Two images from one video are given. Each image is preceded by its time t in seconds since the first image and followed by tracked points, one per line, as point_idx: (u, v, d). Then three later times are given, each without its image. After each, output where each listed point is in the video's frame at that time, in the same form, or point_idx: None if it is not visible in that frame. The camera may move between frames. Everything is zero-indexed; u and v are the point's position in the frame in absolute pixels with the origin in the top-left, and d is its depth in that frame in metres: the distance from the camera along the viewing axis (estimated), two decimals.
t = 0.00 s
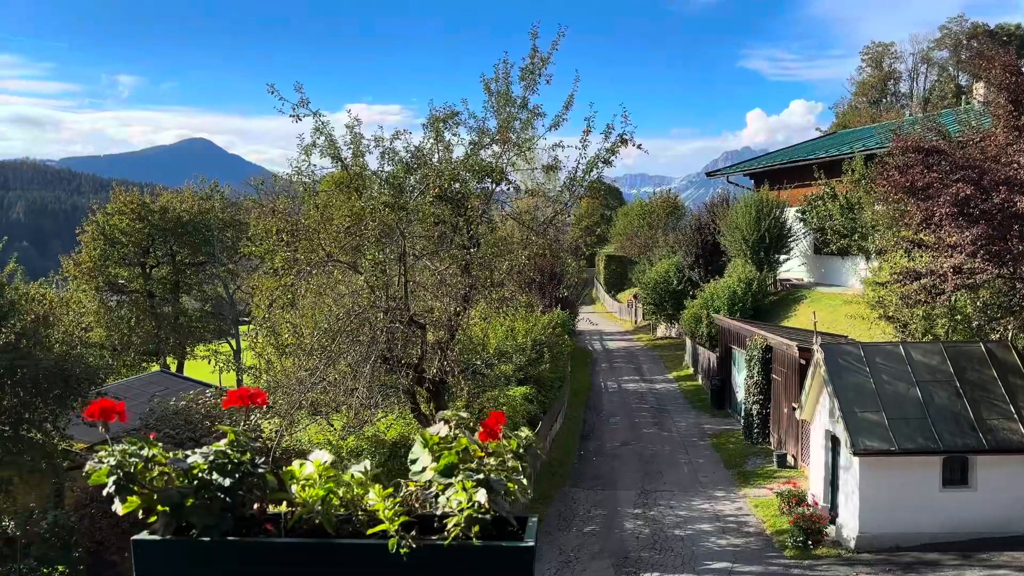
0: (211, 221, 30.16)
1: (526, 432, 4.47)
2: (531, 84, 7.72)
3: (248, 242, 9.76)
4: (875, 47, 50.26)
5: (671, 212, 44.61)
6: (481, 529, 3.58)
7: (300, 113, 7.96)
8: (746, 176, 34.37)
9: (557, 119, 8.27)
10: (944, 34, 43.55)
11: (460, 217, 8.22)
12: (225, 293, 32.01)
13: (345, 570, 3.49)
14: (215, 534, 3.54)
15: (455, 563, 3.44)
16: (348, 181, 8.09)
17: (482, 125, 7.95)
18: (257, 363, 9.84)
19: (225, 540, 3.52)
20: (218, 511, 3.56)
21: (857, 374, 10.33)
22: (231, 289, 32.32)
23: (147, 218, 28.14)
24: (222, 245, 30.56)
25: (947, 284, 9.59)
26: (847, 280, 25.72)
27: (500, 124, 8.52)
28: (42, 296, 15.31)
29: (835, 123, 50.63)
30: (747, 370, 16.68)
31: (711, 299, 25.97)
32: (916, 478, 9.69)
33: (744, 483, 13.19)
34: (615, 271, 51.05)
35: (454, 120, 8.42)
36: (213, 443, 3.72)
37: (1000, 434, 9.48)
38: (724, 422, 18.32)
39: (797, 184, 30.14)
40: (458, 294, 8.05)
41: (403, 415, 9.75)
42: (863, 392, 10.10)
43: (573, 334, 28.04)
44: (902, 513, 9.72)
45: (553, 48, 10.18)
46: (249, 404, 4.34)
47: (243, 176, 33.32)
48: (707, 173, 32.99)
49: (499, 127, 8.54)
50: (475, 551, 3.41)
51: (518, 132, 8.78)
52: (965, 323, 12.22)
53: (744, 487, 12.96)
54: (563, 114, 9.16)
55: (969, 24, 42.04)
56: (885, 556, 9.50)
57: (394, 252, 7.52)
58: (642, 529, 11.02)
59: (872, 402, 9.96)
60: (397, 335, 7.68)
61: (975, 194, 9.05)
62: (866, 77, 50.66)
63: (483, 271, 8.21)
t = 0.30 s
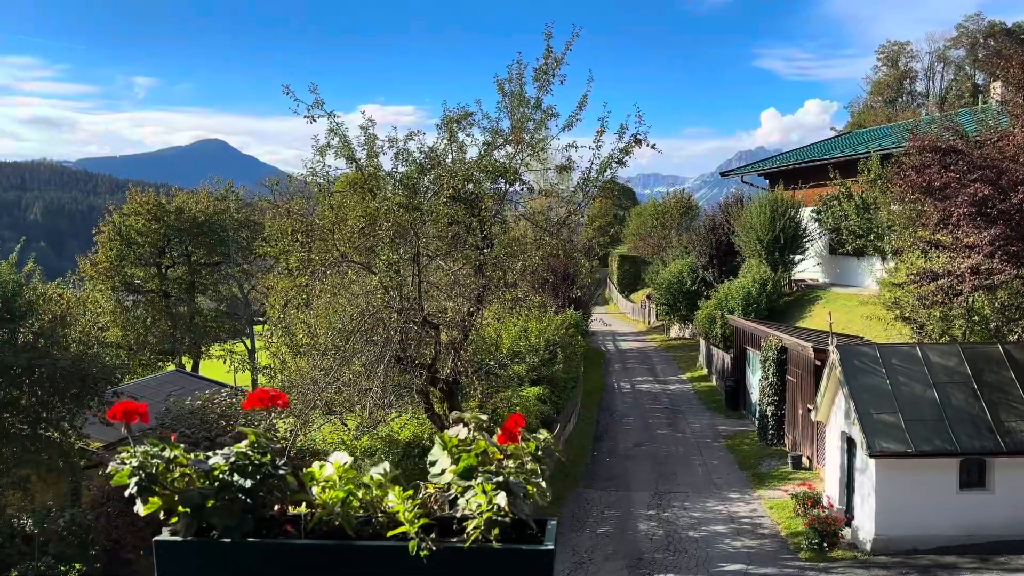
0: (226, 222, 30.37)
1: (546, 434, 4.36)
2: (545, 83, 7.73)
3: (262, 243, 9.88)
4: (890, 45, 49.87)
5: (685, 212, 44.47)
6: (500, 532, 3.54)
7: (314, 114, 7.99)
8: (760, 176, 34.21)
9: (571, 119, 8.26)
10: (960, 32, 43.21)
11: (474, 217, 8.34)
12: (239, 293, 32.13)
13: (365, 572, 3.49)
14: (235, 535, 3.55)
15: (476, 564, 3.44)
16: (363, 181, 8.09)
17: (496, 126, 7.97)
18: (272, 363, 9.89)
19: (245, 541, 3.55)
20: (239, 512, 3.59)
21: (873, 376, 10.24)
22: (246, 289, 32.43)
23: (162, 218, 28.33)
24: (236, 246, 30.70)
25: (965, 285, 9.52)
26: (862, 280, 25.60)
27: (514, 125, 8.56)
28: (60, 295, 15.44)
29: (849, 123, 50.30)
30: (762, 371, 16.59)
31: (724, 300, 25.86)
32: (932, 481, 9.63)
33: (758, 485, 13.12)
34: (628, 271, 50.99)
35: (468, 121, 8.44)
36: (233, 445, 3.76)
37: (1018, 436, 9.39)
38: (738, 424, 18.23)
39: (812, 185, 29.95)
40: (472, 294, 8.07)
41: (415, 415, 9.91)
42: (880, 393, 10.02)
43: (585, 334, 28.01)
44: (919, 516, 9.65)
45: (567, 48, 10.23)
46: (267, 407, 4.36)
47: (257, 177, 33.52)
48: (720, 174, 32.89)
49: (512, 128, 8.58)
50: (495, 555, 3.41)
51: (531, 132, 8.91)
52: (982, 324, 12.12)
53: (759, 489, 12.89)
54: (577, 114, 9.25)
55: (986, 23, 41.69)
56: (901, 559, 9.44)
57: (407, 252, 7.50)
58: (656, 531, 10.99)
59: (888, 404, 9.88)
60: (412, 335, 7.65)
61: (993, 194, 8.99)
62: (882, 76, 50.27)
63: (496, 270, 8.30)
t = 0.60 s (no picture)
0: (229, 222, 30.40)
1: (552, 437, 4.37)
2: (550, 84, 7.73)
3: (267, 244, 9.92)
4: (894, 45, 49.70)
5: (688, 213, 44.46)
6: (507, 535, 3.53)
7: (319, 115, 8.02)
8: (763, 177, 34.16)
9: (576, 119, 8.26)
10: (964, 33, 43.14)
11: (478, 217, 8.39)
12: (243, 294, 32.12)
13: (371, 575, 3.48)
14: (242, 538, 3.54)
15: (483, 569, 3.43)
16: (367, 181, 8.09)
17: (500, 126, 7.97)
18: (276, 364, 9.91)
19: (253, 544, 3.54)
20: (246, 514, 3.56)
21: (878, 378, 10.22)
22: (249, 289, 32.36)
23: (166, 218, 28.34)
24: (239, 246, 30.67)
25: (970, 286, 9.49)
26: (867, 280, 25.57)
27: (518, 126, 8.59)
28: (64, 295, 15.45)
29: (853, 124, 50.28)
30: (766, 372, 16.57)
31: (728, 300, 25.84)
32: (937, 484, 9.61)
33: (762, 486, 13.10)
34: (631, 272, 51.04)
35: (472, 121, 8.44)
36: (241, 447, 3.73)
37: None
38: (741, 424, 18.22)
39: (816, 185, 29.90)
40: (477, 294, 8.07)
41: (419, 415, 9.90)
42: (884, 395, 10.00)
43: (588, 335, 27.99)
44: (923, 518, 9.63)
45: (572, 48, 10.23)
46: (276, 409, 4.33)
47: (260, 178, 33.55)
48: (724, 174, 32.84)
49: (516, 129, 8.60)
50: (502, 558, 3.40)
51: (536, 132, 8.96)
52: (987, 326, 12.10)
53: (762, 490, 12.87)
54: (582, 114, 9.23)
55: (991, 23, 41.60)
56: (905, 561, 9.42)
57: (411, 252, 7.46)
58: (660, 532, 10.97)
59: (893, 406, 9.86)
60: (417, 336, 7.63)
61: (999, 195, 8.97)
62: (886, 77, 50.16)
63: (500, 271, 8.32)
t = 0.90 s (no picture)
0: (222, 223, 30.31)
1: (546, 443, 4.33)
2: (543, 85, 7.73)
3: (260, 244, 9.89)
4: (887, 48, 49.91)
5: (681, 214, 44.57)
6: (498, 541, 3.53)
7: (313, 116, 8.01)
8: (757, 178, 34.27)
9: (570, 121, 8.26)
10: (956, 35, 43.37)
11: (471, 219, 8.33)
12: (236, 294, 32.02)
13: None
14: (232, 545, 3.52)
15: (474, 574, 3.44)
16: (361, 183, 8.09)
17: (494, 127, 7.98)
18: (269, 365, 9.90)
19: (242, 551, 3.51)
20: (236, 521, 3.55)
21: (870, 379, 10.26)
22: (242, 290, 32.23)
23: (159, 219, 28.24)
24: (232, 247, 30.56)
25: (962, 288, 9.54)
26: (858, 282, 25.63)
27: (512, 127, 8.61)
28: (55, 296, 15.36)
29: (846, 125, 50.48)
30: (758, 373, 16.61)
31: (721, 302, 25.90)
32: (929, 485, 9.65)
33: (755, 487, 13.14)
34: (624, 273, 51.10)
35: (466, 122, 8.43)
36: (231, 453, 3.72)
37: (1015, 438, 9.41)
38: (734, 426, 18.26)
39: (808, 187, 30.03)
40: (470, 296, 8.03)
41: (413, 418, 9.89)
42: (877, 396, 10.04)
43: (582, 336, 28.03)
44: (916, 520, 9.66)
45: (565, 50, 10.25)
46: (266, 415, 4.33)
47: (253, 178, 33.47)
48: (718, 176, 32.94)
49: (510, 130, 8.63)
50: (493, 564, 3.41)
51: (530, 134, 8.96)
52: (978, 327, 12.16)
53: (755, 491, 12.90)
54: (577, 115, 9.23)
55: (982, 26, 41.83)
56: (897, 562, 9.45)
57: (405, 253, 7.42)
58: (653, 533, 10.99)
59: (885, 407, 9.90)
60: (410, 338, 7.57)
61: (990, 198, 9.04)
62: (878, 79, 50.38)
63: (494, 272, 8.31)
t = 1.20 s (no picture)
0: (205, 224, 30.07)
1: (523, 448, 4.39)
2: (529, 87, 7.73)
3: (243, 245, 9.80)
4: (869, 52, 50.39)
5: (666, 216, 44.74)
6: (476, 548, 3.52)
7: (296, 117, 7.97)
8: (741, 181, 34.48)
9: (554, 123, 8.26)
10: (937, 40, 43.90)
11: (456, 220, 8.29)
12: (219, 296, 31.79)
13: None
14: (207, 551, 3.52)
15: None
16: (345, 184, 8.06)
17: (478, 129, 7.98)
18: (252, 367, 9.84)
19: (215, 558, 3.51)
20: (210, 528, 3.54)
21: (851, 381, 10.34)
22: (225, 291, 31.98)
23: (140, 220, 27.95)
24: (215, 248, 30.30)
25: (942, 290, 9.65)
26: (840, 284, 25.87)
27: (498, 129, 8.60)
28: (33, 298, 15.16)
29: (829, 128, 50.90)
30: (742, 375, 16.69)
31: (705, 303, 25.99)
32: (911, 485, 9.73)
33: (738, 488, 13.22)
34: (610, 275, 51.20)
35: (451, 124, 8.41)
36: (205, 460, 3.74)
37: (994, 439, 9.52)
38: (718, 427, 18.36)
39: (792, 190, 30.28)
40: (454, 297, 8.06)
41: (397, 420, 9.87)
42: (859, 398, 10.13)
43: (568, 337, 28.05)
44: (897, 520, 9.75)
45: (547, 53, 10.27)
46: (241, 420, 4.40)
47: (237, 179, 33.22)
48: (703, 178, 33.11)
49: (495, 132, 8.65)
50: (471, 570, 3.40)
51: (515, 136, 8.94)
52: (958, 329, 12.30)
53: (738, 492, 12.96)
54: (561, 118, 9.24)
55: (962, 31, 42.36)
56: (879, 562, 9.52)
57: (389, 255, 7.45)
58: (637, 534, 11.01)
59: (866, 408, 9.99)
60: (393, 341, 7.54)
61: (969, 201, 9.16)
62: (860, 83, 50.87)
63: (479, 274, 8.30)
